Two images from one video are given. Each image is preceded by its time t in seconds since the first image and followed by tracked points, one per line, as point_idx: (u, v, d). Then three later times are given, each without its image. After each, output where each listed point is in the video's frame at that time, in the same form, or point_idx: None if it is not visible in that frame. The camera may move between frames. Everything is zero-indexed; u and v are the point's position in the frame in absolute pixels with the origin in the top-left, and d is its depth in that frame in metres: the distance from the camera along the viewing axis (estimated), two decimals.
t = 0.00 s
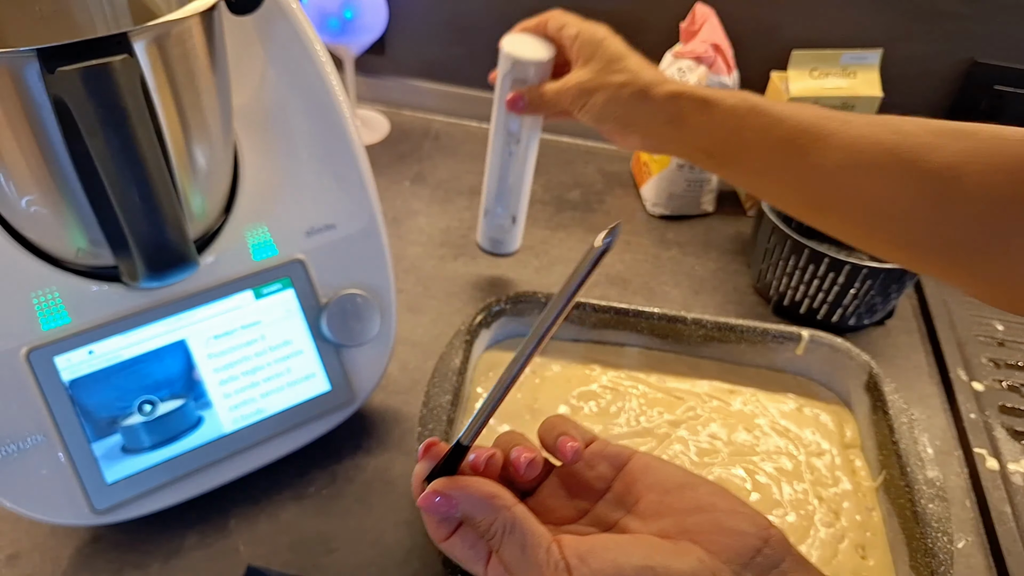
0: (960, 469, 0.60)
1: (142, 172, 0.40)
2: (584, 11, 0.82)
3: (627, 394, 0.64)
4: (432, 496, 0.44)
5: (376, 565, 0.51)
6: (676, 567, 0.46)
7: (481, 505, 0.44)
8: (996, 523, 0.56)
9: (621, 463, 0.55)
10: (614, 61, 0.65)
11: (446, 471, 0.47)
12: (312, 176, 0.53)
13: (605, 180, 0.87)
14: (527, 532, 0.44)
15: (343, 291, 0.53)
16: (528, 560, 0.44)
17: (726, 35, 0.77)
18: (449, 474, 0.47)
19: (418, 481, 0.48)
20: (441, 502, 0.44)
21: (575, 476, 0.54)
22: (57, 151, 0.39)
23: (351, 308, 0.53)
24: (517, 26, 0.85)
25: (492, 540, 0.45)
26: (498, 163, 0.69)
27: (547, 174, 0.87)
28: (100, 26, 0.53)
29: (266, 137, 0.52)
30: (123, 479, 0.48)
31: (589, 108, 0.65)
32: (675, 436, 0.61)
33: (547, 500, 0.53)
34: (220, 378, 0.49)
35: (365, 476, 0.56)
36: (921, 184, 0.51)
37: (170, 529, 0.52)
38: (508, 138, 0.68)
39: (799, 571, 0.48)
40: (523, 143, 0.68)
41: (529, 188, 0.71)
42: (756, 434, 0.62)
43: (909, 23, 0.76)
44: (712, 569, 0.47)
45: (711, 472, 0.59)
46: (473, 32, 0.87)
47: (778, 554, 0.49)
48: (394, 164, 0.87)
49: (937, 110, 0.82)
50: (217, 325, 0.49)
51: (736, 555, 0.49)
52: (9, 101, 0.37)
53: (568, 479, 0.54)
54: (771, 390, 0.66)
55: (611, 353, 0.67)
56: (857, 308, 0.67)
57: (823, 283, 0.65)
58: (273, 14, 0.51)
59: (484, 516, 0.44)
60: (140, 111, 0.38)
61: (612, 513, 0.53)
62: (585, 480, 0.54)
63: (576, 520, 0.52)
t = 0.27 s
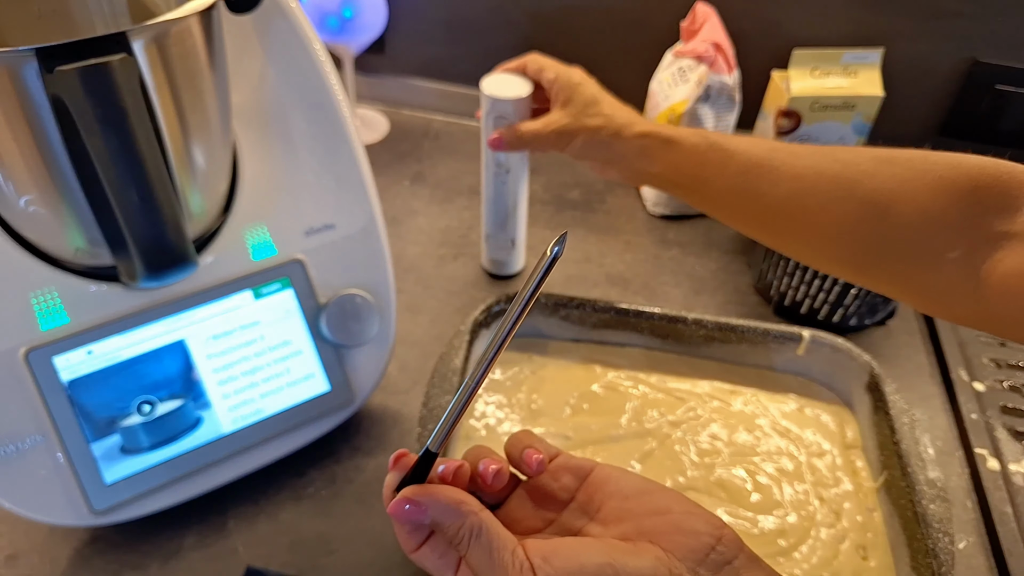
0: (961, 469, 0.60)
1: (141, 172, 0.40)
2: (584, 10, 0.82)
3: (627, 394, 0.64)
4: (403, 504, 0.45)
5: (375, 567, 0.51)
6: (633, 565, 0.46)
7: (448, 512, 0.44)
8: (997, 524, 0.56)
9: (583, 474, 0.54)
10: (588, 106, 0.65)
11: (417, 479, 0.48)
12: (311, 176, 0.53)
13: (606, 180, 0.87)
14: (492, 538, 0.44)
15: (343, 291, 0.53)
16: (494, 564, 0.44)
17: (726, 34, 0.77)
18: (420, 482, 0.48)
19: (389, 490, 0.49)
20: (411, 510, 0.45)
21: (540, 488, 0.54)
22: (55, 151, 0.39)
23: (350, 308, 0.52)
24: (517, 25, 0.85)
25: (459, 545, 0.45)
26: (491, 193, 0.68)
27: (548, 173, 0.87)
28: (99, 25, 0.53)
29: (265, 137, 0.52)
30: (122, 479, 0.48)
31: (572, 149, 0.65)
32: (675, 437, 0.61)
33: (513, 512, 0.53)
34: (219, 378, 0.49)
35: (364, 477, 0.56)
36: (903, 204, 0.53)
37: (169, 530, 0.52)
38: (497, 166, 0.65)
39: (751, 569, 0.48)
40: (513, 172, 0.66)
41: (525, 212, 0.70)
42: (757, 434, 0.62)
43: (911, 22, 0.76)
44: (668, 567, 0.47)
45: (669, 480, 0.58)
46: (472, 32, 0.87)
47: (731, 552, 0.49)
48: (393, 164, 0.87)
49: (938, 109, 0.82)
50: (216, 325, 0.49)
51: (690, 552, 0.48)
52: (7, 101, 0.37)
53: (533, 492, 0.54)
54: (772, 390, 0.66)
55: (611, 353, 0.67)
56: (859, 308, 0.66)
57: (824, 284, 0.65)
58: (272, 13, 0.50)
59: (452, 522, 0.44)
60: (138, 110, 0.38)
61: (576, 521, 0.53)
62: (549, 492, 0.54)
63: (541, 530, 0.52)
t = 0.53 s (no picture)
0: (961, 469, 0.60)
1: (141, 172, 0.40)
2: (585, 10, 0.82)
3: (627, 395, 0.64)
4: (404, 509, 0.45)
5: (375, 566, 0.51)
6: (627, 568, 0.45)
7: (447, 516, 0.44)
8: (997, 524, 0.56)
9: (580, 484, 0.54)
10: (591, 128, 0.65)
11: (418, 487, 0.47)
12: (312, 175, 0.53)
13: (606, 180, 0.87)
14: (491, 540, 0.44)
15: (343, 291, 0.53)
16: (492, 566, 0.43)
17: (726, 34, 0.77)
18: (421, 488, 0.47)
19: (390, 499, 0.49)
20: (411, 514, 0.45)
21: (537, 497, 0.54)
22: (56, 151, 0.39)
23: (350, 308, 0.52)
24: (517, 25, 0.85)
25: (458, 549, 0.45)
26: (495, 194, 0.68)
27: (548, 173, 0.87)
28: (99, 25, 0.53)
29: (265, 136, 0.52)
30: (122, 479, 0.48)
31: (575, 170, 0.65)
32: (675, 437, 0.61)
33: (511, 519, 0.53)
34: (219, 378, 0.49)
35: (364, 477, 0.56)
36: (894, 220, 0.53)
37: (169, 530, 0.52)
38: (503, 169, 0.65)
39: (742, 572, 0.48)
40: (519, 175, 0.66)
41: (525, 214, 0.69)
42: (757, 434, 0.62)
43: (911, 22, 0.76)
44: (661, 569, 0.47)
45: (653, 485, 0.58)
46: (472, 32, 0.87)
47: (721, 555, 0.49)
48: (393, 163, 0.87)
49: (938, 109, 0.82)
50: (215, 325, 0.49)
51: (683, 556, 0.48)
52: (7, 101, 0.37)
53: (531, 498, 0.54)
54: (772, 390, 0.66)
55: (611, 353, 0.67)
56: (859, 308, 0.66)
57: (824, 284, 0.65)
58: (272, 13, 0.50)
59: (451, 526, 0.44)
60: (138, 111, 0.38)
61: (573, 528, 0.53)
62: (547, 501, 0.54)
63: (538, 538, 0.52)
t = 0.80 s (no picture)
0: (961, 469, 0.60)
1: (141, 172, 0.40)
2: (585, 10, 0.82)
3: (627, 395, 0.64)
4: (418, 500, 0.45)
5: (375, 566, 0.51)
6: (632, 561, 0.46)
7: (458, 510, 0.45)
8: (997, 524, 0.56)
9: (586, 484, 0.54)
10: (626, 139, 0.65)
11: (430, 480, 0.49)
12: (312, 175, 0.53)
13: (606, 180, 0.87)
14: (501, 532, 0.45)
15: (343, 291, 0.53)
16: (501, 556, 0.44)
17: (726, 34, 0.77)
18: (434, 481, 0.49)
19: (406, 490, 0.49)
20: (425, 506, 0.45)
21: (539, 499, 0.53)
22: (56, 152, 0.39)
23: (350, 308, 0.52)
24: (517, 25, 0.85)
25: (469, 540, 0.45)
26: (496, 195, 0.68)
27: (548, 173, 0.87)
28: (99, 24, 0.53)
29: (265, 136, 0.52)
30: (122, 479, 0.48)
31: (598, 178, 0.66)
32: (675, 437, 0.61)
33: (520, 518, 0.52)
34: (219, 378, 0.49)
35: (364, 477, 0.56)
36: (903, 239, 0.53)
37: (169, 530, 0.52)
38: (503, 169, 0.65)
39: (745, 567, 0.50)
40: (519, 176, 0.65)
41: (525, 213, 0.69)
42: (757, 434, 0.62)
43: (911, 22, 0.76)
44: (666, 562, 0.48)
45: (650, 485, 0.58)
46: (472, 32, 0.87)
47: (725, 550, 0.50)
48: (393, 163, 0.87)
49: (938, 109, 0.82)
50: (216, 325, 0.49)
51: (687, 550, 0.49)
52: (7, 101, 0.37)
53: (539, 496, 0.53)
54: (772, 390, 0.66)
55: (610, 353, 0.67)
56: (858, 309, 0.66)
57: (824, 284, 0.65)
58: (272, 13, 0.50)
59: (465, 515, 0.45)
60: (138, 111, 0.38)
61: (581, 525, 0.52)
62: (555, 498, 0.53)
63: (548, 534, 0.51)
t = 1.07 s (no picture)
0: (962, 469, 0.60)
1: (141, 172, 0.40)
2: (585, 10, 0.82)
3: (627, 394, 0.64)
4: (470, 437, 0.44)
5: (375, 566, 0.51)
6: (688, 512, 0.46)
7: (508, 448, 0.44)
8: (997, 524, 0.56)
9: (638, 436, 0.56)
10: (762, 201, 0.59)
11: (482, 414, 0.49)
12: (312, 175, 0.53)
13: (605, 180, 0.87)
14: (553, 473, 0.44)
15: (343, 291, 0.53)
16: (554, 497, 0.43)
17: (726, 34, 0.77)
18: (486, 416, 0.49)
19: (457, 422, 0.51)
20: (478, 443, 0.44)
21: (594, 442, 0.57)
22: (56, 152, 0.39)
23: (350, 308, 0.52)
24: (517, 25, 0.85)
25: (520, 481, 0.44)
26: (495, 194, 0.68)
27: (548, 173, 0.87)
28: (99, 25, 0.53)
29: (265, 136, 0.52)
30: (122, 479, 0.48)
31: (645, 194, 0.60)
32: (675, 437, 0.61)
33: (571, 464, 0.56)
34: (219, 378, 0.49)
35: (364, 477, 0.56)
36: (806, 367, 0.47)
37: (169, 530, 0.52)
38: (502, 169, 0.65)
39: (801, 526, 0.50)
40: (518, 175, 0.65)
41: (525, 213, 0.69)
42: (757, 434, 0.62)
43: (911, 22, 0.76)
44: (721, 514, 0.48)
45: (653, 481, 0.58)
46: (472, 32, 0.87)
47: (780, 506, 0.50)
48: (393, 163, 0.87)
49: (939, 109, 0.82)
50: (216, 325, 0.49)
51: (741, 506, 0.49)
52: (7, 101, 0.37)
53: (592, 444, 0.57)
54: (773, 391, 0.66)
55: (611, 353, 0.67)
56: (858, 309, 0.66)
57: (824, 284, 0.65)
58: (271, 13, 0.50)
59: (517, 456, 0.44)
60: (139, 111, 0.38)
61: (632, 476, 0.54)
62: (607, 446, 0.56)
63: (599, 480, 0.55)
